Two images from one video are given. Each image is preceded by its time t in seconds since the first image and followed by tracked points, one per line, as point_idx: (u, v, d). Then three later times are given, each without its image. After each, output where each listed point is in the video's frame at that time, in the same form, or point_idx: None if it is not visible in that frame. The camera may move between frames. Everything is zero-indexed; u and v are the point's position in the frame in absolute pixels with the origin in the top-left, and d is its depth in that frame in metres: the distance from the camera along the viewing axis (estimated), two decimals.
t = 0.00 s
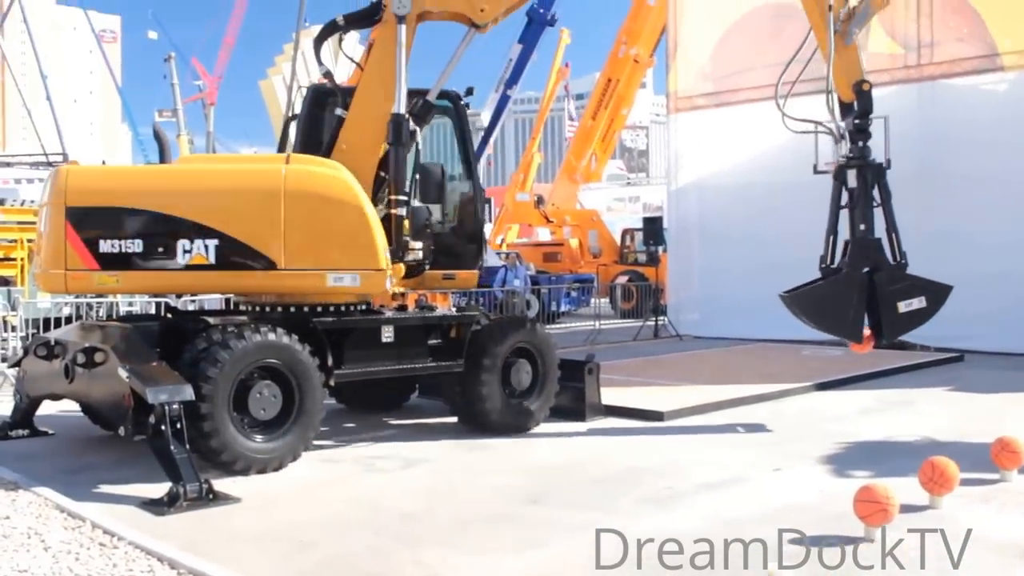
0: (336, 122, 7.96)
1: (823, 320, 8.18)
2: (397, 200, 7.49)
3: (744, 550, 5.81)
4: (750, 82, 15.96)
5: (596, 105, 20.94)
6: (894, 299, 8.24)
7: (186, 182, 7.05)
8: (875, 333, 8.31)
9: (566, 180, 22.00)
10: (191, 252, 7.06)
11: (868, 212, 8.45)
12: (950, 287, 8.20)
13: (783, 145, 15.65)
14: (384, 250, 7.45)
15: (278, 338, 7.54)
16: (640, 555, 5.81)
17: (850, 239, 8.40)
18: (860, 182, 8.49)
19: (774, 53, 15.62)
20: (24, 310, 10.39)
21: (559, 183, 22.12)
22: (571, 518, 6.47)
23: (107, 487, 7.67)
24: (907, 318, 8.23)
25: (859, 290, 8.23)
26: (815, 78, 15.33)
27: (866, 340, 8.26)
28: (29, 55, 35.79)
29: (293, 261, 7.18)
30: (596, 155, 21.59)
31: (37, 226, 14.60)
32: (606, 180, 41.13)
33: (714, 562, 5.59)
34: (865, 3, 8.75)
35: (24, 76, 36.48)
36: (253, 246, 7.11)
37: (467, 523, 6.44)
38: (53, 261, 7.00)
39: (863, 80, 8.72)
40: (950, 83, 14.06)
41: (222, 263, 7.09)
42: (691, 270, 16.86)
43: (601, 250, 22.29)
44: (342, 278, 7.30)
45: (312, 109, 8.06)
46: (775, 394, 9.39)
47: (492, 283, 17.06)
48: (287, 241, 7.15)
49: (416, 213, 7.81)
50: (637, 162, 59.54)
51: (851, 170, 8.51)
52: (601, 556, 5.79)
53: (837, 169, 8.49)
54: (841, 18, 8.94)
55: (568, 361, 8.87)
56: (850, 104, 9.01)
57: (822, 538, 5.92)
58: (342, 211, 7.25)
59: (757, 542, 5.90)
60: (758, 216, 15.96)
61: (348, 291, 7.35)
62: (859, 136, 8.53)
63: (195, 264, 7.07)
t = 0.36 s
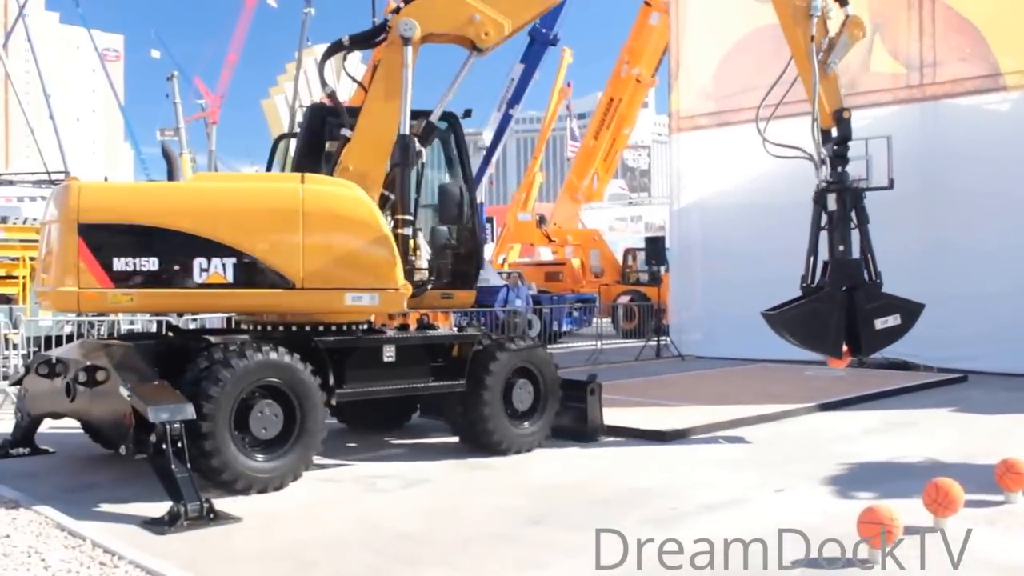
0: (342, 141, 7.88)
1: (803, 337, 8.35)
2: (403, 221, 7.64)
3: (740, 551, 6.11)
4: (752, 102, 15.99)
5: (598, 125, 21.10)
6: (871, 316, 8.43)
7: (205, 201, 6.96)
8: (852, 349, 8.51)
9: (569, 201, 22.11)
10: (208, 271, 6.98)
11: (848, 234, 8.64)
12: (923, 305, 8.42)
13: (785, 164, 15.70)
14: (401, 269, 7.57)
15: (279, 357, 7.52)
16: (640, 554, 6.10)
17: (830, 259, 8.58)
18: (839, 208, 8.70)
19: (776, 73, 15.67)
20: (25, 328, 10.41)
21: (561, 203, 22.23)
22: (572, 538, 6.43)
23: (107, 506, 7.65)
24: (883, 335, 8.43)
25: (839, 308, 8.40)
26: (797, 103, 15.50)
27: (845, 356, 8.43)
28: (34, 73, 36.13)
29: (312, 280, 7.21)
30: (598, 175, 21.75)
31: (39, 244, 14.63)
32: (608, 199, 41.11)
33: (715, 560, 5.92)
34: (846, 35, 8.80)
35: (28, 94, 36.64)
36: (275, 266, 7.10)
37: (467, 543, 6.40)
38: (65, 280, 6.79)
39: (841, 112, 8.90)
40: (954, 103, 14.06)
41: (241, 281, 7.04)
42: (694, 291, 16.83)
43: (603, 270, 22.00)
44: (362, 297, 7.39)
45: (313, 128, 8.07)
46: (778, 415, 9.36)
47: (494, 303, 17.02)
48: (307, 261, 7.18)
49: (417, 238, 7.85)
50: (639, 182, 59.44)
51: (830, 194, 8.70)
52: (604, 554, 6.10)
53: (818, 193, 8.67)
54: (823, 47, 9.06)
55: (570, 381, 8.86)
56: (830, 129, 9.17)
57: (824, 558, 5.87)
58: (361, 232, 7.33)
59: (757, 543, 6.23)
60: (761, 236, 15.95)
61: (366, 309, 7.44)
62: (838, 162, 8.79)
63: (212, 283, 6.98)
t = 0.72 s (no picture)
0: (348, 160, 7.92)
1: (780, 356, 8.23)
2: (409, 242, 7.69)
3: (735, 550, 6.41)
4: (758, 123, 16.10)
5: (602, 144, 21.12)
6: (846, 336, 8.26)
7: (225, 220, 6.95)
8: (829, 367, 8.32)
9: (572, 221, 22.19)
10: (226, 291, 6.93)
11: (825, 256, 8.46)
12: (895, 324, 8.32)
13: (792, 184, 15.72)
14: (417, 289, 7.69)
15: (281, 377, 7.47)
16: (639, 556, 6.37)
17: (807, 281, 8.41)
18: (816, 232, 8.52)
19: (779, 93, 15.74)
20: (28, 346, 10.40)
21: (564, 223, 22.34)
22: (573, 560, 6.34)
23: (107, 526, 7.60)
24: (859, 355, 8.27)
25: (815, 328, 8.25)
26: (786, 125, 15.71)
27: (820, 375, 8.29)
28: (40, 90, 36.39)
29: (332, 300, 7.26)
30: (601, 196, 21.82)
31: (42, 262, 14.63)
32: (611, 220, 41.04)
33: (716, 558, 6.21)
34: (824, 64, 8.81)
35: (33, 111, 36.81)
36: (295, 285, 7.12)
37: (467, 565, 6.32)
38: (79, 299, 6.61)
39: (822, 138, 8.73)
40: (958, 123, 14.05)
41: (258, 301, 7.02)
42: (698, 311, 16.79)
43: (607, 290, 21.95)
44: (379, 318, 7.46)
45: (311, 147, 8.00)
46: (783, 436, 9.32)
47: (498, 323, 16.97)
48: (327, 282, 7.23)
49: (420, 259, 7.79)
50: (643, 202, 59.29)
51: (810, 218, 8.55)
52: (608, 554, 6.42)
53: (795, 217, 8.51)
54: (803, 77, 8.95)
55: (574, 402, 8.82)
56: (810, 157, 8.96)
57: None
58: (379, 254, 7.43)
59: (757, 543, 6.55)
60: (766, 256, 15.95)
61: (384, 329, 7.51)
62: (818, 188, 8.64)
63: (230, 302, 6.93)
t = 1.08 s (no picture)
0: (353, 181, 8.02)
1: (758, 375, 8.42)
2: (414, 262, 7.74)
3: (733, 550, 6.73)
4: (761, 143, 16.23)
5: (605, 165, 21.25)
6: (819, 356, 8.45)
7: (244, 239, 6.93)
8: (802, 387, 8.51)
9: (575, 241, 22.12)
10: (243, 310, 6.91)
11: (800, 278, 8.68)
12: (864, 344, 8.59)
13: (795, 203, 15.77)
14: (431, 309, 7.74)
15: (283, 397, 7.39)
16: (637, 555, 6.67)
17: (782, 302, 8.61)
18: (794, 254, 8.72)
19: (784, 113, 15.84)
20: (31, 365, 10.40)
21: (567, 243, 22.23)
22: None
23: (108, 545, 7.55)
24: (832, 375, 8.50)
25: (791, 349, 8.43)
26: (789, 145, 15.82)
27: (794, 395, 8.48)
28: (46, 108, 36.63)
29: (349, 320, 7.28)
30: (604, 215, 21.82)
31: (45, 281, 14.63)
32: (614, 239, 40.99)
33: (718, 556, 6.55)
34: (802, 93, 9.23)
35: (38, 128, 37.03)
36: (313, 305, 7.13)
37: None
38: (94, 316, 6.51)
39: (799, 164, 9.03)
40: (961, 142, 14.05)
41: (275, 321, 7.01)
42: (701, 330, 16.77)
43: (609, 309, 21.92)
44: (395, 337, 7.48)
45: (313, 164, 7.96)
46: (787, 456, 9.29)
47: (501, 342, 16.95)
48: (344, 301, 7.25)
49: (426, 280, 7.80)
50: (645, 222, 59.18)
51: (787, 241, 8.73)
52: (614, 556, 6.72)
53: (773, 240, 8.72)
54: (783, 104, 9.18)
55: (577, 422, 8.82)
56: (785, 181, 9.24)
57: None
58: (395, 273, 7.47)
59: (756, 542, 6.90)
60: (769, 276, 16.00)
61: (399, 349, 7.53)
62: (795, 212, 8.89)
63: (247, 321, 6.91)
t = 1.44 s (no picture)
0: (358, 202, 7.87)
1: (738, 394, 8.81)
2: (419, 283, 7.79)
3: (732, 549, 7.20)
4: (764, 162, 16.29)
5: (607, 185, 21.33)
6: (794, 375, 8.97)
7: (262, 258, 6.96)
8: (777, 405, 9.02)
9: (578, 260, 22.09)
10: (260, 329, 6.92)
11: (776, 301, 9.21)
12: (837, 365, 9.12)
13: (800, 222, 15.79)
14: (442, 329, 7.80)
15: (286, 416, 7.26)
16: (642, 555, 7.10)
17: (760, 323, 9.12)
18: (771, 276, 9.25)
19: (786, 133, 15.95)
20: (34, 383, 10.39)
21: (570, 263, 22.18)
22: None
23: (108, 563, 7.50)
24: (804, 393, 9.01)
25: (767, 368, 8.92)
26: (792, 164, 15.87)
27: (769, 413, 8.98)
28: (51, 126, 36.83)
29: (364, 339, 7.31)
30: (607, 235, 21.84)
31: (48, 299, 14.65)
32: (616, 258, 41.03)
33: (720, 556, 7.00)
34: (782, 120, 9.70)
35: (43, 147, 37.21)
36: (329, 325, 7.16)
37: None
38: (111, 335, 6.48)
39: (778, 191, 9.46)
40: (966, 161, 14.08)
41: (292, 339, 7.03)
42: (704, 350, 16.78)
43: (612, 329, 21.93)
44: (409, 357, 7.52)
45: (313, 187, 7.97)
46: (790, 477, 9.26)
47: (503, 361, 16.98)
48: (359, 320, 7.29)
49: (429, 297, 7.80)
50: (647, 241, 59.08)
51: (766, 264, 9.26)
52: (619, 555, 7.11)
53: (753, 262, 9.20)
54: (764, 130, 9.66)
55: (579, 443, 8.80)
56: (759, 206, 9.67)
57: None
58: (409, 292, 7.53)
59: (756, 542, 7.35)
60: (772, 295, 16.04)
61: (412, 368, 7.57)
62: (773, 237, 9.38)
63: (264, 340, 6.93)
